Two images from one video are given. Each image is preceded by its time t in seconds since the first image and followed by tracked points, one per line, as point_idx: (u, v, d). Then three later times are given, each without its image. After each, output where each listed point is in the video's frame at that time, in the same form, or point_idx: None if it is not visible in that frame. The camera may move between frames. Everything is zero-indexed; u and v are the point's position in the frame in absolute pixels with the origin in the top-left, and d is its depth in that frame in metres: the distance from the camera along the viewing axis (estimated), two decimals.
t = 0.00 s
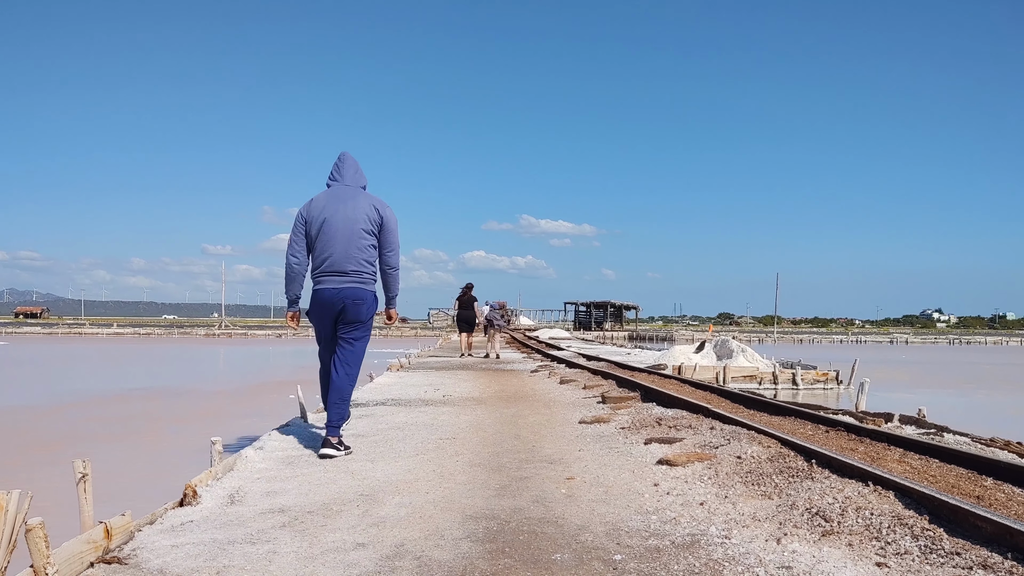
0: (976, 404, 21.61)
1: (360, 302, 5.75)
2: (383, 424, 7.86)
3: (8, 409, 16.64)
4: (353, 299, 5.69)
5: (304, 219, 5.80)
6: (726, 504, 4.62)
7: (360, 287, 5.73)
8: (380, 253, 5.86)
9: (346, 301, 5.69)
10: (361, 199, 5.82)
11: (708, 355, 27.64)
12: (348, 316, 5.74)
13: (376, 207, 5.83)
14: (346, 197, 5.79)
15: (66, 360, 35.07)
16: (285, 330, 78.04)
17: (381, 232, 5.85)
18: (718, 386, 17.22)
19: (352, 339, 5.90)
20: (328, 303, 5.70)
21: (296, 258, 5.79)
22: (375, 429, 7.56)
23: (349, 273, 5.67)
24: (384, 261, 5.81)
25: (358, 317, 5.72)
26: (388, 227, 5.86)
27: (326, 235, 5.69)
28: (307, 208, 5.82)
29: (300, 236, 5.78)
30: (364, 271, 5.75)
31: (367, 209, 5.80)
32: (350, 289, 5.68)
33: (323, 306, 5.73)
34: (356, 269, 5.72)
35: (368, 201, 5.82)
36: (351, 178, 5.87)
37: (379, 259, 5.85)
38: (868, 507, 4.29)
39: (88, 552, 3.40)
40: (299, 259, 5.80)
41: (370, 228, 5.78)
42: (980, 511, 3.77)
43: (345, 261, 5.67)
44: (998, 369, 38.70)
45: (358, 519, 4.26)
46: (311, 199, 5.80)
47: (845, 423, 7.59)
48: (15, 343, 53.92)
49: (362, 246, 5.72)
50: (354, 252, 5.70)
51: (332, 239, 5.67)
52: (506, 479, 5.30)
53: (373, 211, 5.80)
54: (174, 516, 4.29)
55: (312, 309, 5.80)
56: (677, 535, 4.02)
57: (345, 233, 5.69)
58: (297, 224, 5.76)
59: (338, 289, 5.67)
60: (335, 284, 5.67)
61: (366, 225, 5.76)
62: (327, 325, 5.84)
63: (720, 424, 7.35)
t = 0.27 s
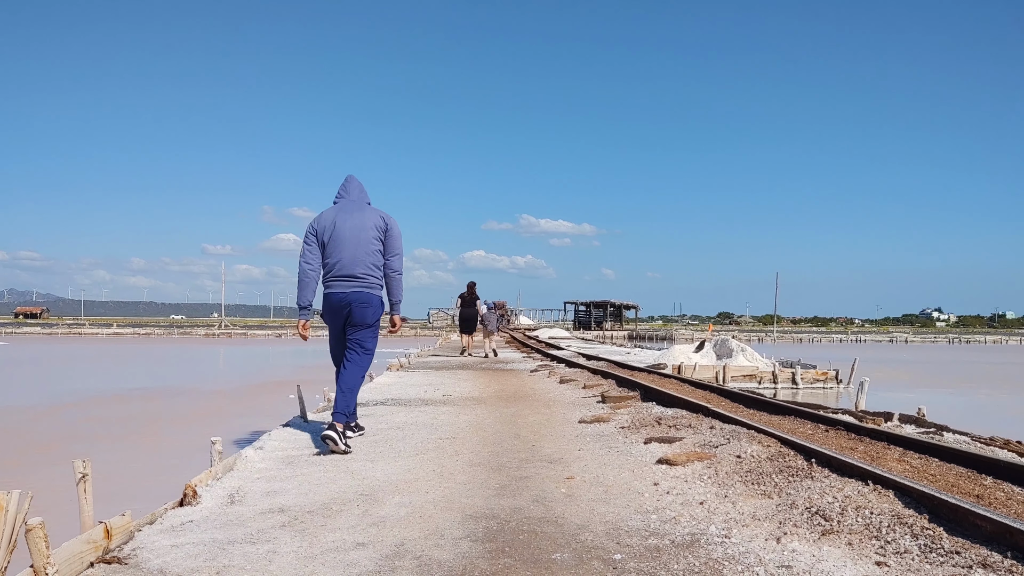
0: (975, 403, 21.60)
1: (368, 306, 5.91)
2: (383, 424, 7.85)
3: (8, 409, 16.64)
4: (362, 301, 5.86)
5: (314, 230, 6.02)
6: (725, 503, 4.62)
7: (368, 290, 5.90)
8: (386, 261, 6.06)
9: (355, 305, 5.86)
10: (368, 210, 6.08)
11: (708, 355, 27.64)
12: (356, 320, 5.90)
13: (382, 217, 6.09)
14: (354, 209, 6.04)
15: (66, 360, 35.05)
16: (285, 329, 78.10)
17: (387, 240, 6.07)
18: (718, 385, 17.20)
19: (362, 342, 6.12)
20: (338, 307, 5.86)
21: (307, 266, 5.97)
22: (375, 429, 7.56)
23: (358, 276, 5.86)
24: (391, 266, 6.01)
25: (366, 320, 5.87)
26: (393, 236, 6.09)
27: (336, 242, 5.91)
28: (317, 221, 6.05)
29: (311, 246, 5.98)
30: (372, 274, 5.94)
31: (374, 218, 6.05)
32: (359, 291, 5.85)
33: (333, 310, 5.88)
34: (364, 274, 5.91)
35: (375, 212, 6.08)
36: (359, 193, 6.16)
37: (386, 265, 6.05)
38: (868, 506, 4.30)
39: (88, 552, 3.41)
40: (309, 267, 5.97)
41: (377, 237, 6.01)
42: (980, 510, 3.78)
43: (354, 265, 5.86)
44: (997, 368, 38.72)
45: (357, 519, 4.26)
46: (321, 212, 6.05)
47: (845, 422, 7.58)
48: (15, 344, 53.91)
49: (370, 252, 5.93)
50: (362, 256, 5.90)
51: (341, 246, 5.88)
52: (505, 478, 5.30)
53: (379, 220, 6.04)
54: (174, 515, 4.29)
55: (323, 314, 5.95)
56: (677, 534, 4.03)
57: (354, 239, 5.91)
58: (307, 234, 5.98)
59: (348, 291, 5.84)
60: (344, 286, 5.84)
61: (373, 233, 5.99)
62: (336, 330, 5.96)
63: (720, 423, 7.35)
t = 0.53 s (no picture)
0: (976, 403, 21.58)
1: (376, 298, 6.32)
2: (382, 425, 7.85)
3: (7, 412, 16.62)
4: (369, 292, 6.26)
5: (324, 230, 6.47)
6: (726, 503, 4.62)
7: (374, 281, 6.31)
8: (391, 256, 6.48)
9: (363, 297, 6.27)
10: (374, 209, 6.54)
11: (708, 355, 27.64)
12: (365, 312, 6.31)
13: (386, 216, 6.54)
14: (361, 210, 6.51)
15: (65, 362, 35.01)
16: (284, 331, 78.05)
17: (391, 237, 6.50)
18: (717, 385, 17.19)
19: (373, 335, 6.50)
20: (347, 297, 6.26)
21: (318, 261, 6.40)
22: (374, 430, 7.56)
23: (365, 267, 6.27)
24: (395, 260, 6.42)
25: (375, 311, 6.28)
26: (397, 233, 6.53)
27: (344, 238, 6.34)
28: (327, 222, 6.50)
29: (321, 244, 6.43)
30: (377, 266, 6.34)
31: (379, 216, 6.51)
32: (366, 281, 6.25)
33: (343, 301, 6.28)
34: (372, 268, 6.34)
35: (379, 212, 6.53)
36: (366, 198, 6.67)
37: (391, 260, 6.46)
38: (868, 506, 4.30)
39: (89, 554, 3.40)
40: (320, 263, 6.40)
41: (383, 235, 6.44)
42: (980, 509, 3.78)
43: (361, 258, 6.28)
44: (998, 367, 38.70)
45: (357, 520, 4.27)
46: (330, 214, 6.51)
47: (844, 422, 7.59)
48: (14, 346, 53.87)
49: (376, 247, 6.36)
50: (369, 249, 6.33)
51: (349, 241, 6.32)
52: (506, 479, 5.30)
53: (384, 218, 6.49)
54: (175, 517, 4.29)
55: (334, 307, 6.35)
56: (677, 535, 4.03)
57: (360, 236, 6.35)
58: (318, 234, 6.43)
59: (356, 283, 6.25)
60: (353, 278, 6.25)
61: (378, 230, 6.43)
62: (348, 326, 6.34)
63: (720, 423, 7.35)
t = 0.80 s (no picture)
0: (976, 403, 21.56)
1: (386, 305, 6.58)
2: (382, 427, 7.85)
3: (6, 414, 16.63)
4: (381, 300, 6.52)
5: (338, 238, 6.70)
6: (725, 505, 4.62)
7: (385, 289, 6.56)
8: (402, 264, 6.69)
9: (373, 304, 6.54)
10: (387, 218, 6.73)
11: (707, 356, 27.64)
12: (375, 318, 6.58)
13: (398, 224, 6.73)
14: (374, 218, 6.72)
15: (64, 364, 35.00)
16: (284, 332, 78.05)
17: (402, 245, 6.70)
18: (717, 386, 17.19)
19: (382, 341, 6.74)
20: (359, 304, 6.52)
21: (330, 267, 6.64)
22: (374, 432, 7.56)
23: (376, 277, 6.52)
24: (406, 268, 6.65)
25: (386, 318, 6.55)
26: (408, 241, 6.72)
27: (357, 247, 6.57)
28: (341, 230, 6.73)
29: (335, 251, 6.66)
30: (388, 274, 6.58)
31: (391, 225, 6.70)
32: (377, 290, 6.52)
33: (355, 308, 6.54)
34: (383, 276, 6.59)
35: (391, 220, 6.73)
36: (380, 205, 6.87)
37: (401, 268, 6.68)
38: (868, 507, 4.30)
39: (88, 557, 3.40)
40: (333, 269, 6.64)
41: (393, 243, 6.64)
42: (979, 510, 3.78)
43: (373, 266, 6.52)
44: (997, 368, 38.70)
45: (357, 522, 4.27)
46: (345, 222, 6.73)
47: (844, 423, 7.59)
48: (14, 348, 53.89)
49: (387, 255, 6.59)
50: (380, 259, 6.56)
51: (362, 251, 6.55)
52: (505, 481, 5.30)
53: (396, 227, 6.69)
54: (174, 520, 4.28)
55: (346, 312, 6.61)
56: (677, 536, 4.02)
57: (373, 245, 6.57)
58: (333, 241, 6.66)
59: (369, 292, 6.52)
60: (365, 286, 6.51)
61: (390, 239, 6.64)
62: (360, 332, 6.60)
63: (720, 424, 7.35)
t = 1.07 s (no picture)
0: (976, 405, 21.52)
1: (406, 313, 6.86)
2: (381, 429, 7.85)
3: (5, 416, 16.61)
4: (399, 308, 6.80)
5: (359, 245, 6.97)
6: (724, 506, 4.62)
7: (403, 297, 6.84)
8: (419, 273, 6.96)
9: (393, 311, 6.81)
10: (406, 228, 7.00)
11: (706, 357, 27.62)
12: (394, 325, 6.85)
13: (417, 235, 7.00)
14: (395, 227, 6.99)
15: (63, 366, 34.97)
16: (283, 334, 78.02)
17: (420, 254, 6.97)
18: (716, 387, 17.17)
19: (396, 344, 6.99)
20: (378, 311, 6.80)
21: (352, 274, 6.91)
22: (373, 434, 7.55)
23: (395, 285, 6.80)
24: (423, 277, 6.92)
25: (404, 324, 6.83)
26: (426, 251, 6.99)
27: (377, 256, 6.84)
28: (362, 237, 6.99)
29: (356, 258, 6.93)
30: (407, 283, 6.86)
31: (411, 235, 6.97)
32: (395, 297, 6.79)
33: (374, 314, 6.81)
34: (402, 285, 6.86)
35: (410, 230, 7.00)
36: (400, 214, 7.14)
37: (418, 277, 6.96)
38: (867, 508, 4.30)
39: (87, 560, 3.40)
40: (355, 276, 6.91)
41: (412, 253, 6.92)
42: (978, 511, 3.78)
43: (392, 275, 6.80)
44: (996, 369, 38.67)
45: (356, 524, 4.27)
46: (366, 230, 7.00)
47: (843, 424, 7.60)
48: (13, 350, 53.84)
49: (405, 264, 6.87)
50: (399, 268, 6.84)
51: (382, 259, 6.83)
52: (504, 482, 5.30)
53: (414, 237, 6.96)
54: (173, 522, 4.28)
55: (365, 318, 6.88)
56: (676, 537, 4.03)
57: (393, 254, 6.84)
58: (354, 248, 6.92)
59: (387, 299, 6.78)
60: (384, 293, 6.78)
61: (409, 248, 6.92)
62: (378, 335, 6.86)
63: (719, 426, 7.35)
